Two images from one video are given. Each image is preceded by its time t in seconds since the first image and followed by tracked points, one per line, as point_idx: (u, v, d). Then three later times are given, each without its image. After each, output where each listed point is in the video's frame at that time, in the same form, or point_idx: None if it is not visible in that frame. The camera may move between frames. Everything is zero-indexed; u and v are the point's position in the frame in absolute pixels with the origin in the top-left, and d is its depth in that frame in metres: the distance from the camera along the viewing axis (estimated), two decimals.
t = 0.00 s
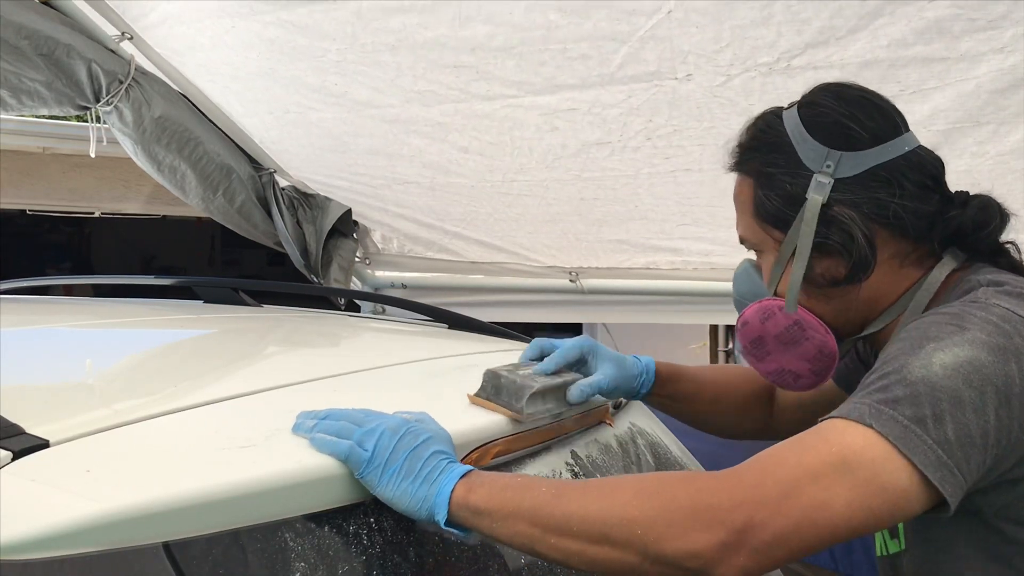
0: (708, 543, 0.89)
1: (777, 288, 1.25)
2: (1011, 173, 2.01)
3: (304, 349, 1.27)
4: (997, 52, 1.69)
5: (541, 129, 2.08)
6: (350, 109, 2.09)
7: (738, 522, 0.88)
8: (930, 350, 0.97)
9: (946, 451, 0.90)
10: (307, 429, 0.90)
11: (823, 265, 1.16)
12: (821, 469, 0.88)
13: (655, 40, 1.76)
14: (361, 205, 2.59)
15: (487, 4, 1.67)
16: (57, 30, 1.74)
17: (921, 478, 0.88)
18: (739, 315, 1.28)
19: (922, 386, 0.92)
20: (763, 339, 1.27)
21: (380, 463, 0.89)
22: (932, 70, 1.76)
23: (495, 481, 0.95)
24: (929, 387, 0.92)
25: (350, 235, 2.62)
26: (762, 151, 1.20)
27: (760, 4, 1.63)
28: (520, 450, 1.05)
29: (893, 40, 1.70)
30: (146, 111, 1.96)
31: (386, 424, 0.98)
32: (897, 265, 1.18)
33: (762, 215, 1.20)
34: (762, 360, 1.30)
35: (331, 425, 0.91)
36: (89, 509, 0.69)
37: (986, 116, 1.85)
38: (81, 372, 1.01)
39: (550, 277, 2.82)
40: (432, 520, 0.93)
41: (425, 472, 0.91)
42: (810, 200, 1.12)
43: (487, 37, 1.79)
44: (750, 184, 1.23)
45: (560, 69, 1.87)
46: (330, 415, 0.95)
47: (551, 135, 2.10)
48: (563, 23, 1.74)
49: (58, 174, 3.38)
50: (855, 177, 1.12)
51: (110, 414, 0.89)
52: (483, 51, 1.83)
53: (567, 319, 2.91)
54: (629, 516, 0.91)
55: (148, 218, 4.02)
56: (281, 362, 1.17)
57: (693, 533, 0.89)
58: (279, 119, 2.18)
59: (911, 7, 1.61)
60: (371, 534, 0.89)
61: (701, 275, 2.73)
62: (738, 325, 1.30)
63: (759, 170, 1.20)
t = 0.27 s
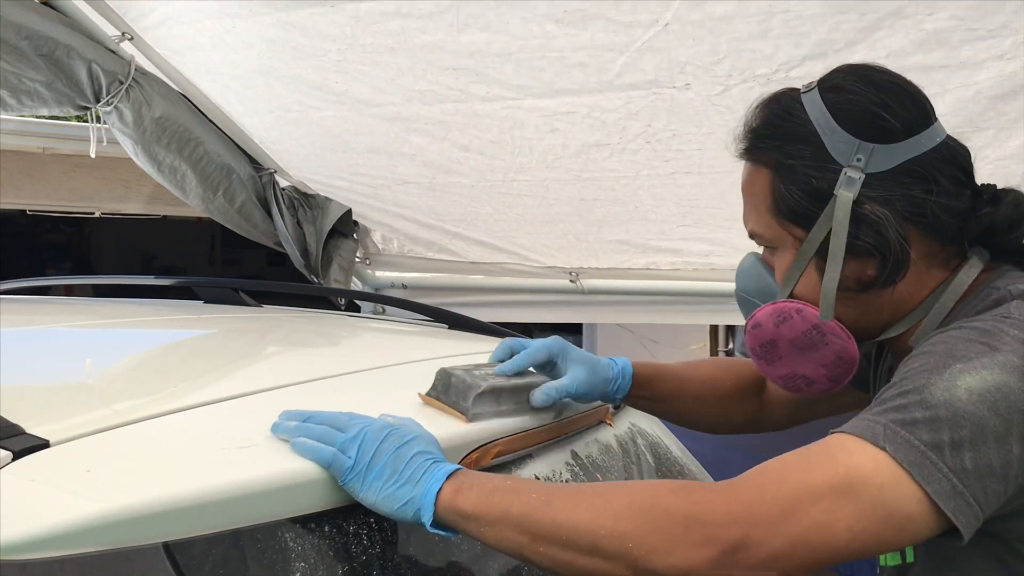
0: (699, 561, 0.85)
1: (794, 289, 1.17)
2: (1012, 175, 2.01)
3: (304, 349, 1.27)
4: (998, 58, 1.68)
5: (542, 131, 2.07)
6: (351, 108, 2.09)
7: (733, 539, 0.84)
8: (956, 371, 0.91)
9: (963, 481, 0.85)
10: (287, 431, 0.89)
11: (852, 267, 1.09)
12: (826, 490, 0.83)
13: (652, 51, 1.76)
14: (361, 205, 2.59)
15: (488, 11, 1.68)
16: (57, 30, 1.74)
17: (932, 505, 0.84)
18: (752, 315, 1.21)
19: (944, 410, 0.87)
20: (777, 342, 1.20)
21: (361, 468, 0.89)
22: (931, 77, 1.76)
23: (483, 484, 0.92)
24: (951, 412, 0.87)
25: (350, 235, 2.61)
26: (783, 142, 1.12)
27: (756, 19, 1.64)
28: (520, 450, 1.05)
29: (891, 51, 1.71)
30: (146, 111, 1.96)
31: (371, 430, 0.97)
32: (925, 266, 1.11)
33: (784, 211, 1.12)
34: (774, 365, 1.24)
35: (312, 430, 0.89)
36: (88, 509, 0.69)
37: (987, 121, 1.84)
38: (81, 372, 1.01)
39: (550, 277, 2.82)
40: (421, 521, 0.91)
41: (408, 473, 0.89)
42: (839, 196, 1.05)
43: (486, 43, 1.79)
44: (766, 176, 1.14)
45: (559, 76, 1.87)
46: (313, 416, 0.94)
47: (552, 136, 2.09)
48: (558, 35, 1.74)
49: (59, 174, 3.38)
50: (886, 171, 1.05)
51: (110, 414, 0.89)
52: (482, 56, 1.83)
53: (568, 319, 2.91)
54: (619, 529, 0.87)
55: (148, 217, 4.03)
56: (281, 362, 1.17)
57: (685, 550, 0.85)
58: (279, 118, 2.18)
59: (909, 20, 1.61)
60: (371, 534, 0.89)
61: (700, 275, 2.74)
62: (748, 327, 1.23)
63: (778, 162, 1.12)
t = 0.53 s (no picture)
0: (695, 568, 0.84)
1: (800, 293, 1.16)
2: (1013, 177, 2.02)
3: (304, 349, 1.27)
4: (997, 64, 1.67)
5: (541, 133, 2.07)
6: (351, 111, 2.09)
7: (729, 547, 0.84)
8: (968, 383, 0.89)
9: (969, 495, 0.85)
10: (283, 431, 0.89)
11: (863, 274, 1.07)
12: (826, 501, 0.82)
13: (652, 53, 1.76)
14: (361, 205, 2.59)
15: (488, 14, 1.68)
16: (57, 31, 1.74)
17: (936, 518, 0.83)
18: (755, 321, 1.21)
19: (953, 423, 0.86)
20: (781, 347, 1.20)
21: (356, 471, 0.89)
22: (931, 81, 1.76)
23: (478, 485, 0.91)
24: (960, 426, 0.86)
25: (350, 235, 2.62)
26: (789, 142, 1.10)
27: (756, 21, 1.64)
28: (518, 450, 1.05)
29: (891, 54, 1.72)
30: (147, 111, 1.96)
31: (366, 431, 0.96)
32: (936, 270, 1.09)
33: (791, 215, 1.10)
34: (777, 369, 1.25)
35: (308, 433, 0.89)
36: (88, 509, 0.69)
37: (986, 124, 1.85)
38: (81, 372, 1.01)
39: (551, 277, 2.82)
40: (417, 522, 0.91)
41: (403, 474, 0.89)
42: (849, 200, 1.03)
43: (485, 45, 1.79)
44: (770, 177, 1.13)
45: (558, 77, 1.87)
46: (309, 416, 0.94)
47: (551, 140, 2.09)
48: (558, 36, 1.74)
49: (59, 174, 3.38)
50: (897, 173, 1.03)
51: (111, 414, 0.89)
52: (482, 59, 1.83)
53: (568, 320, 2.91)
54: (615, 534, 0.87)
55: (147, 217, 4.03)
56: (281, 363, 1.17)
57: (681, 556, 0.85)
58: (280, 119, 2.18)
59: (908, 24, 1.61)
60: (371, 534, 0.90)
61: (700, 276, 2.74)
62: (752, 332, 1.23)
63: (784, 164, 1.10)
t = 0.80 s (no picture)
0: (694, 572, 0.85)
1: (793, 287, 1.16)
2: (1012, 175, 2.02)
3: (304, 349, 1.27)
4: (997, 56, 1.68)
5: (542, 128, 2.07)
6: (352, 109, 2.09)
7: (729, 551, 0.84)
8: (973, 390, 0.88)
9: (973, 502, 0.84)
10: (283, 431, 0.88)
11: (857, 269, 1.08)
12: (826, 508, 0.82)
13: (653, 46, 1.76)
14: (361, 206, 2.59)
15: (489, 8, 1.68)
16: (57, 31, 1.74)
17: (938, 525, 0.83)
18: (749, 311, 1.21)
19: (957, 430, 0.85)
20: (774, 339, 1.21)
21: (355, 472, 0.88)
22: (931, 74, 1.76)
23: (479, 485, 0.91)
24: (963, 432, 0.85)
25: (350, 235, 2.62)
26: (792, 132, 1.10)
27: (758, 13, 1.64)
28: (519, 450, 1.05)
29: (892, 45, 1.71)
30: (147, 111, 1.96)
31: (365, 430, 0.96)
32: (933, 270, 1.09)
33: (788, 206, 1.10)
34: (768, 365, 1.27)
35: (307, 429, 0.89)
36: (88, 509, 0.69)
37: (986, 119, 1.85)
38: (80, 373, 1.01)
39: (551, 277, 2.82)
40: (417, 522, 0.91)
41: (403, 474, 0.89)
42: (846, 194, 1.04)
43: (487, 39, 1.79)
44: (772, 167, 1.12)
45: (559, 71, 1.87)
46: (309, 416, 0.94)
47: (552, 135, 2.09)
48: (560, 29, 1.74)
49: (59, 175, 3.38)
50: (897, 168, 1.04)
51: (110, 414, 0.89)
52: (483, 52, 1.83)
53: (568, 320, 2.91)
54: (614, 538, 0.86)
55: (147, 218, 4.03)
56: (282, 362, 1.17)
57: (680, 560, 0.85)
58: (280, 118, 2.18)
59: (909, 14, 1.61)
60: (371, 534, 0.90)
61: (701, 275, 2.73)
62: (745, 323, 1.22)
63: (785, 154, 1.10)
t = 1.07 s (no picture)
0: (696, 552, 0.87)
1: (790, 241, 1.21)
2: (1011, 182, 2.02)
3: (304, 349, 1.27)
4: (997, 69, 1.68)
5: (540, 137, 2.07)
6: (351, 114, 2.09)
7: (729, 532, 0.86)
8: (958, 359, 0.90)
9: (962, 470, 0.85)
10: (280, 432, 0.88)
11: (835, 218, 1.11)
12: (824, 480, 0.85)
13: (651, 59, 1.77)
14: (359, 205, 2.59)
15: (486, 18, 1.69)
16: (58, 31, 1.74)
17: (927, 490, 0.85)
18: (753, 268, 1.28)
19: (944, 399, 0.87)
20: (771, 294, 1.25)
21: (355, 470, 0.88)
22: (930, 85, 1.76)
23: (479, 480, 0.91)
24: (950, 401, 0.86)
25: (350, 235, 2.62)
26: (804, 97, 1.15)
27: (756, 27, 1.64)
28: (519, 449, 1.04)
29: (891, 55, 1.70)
30: (147, 112, 1.96)
31: (364, 428, 0.96)
32: (921, 238, 1.09)
33: (786, 159, 1.16)
34: (765, 320, 1.30)
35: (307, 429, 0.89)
36: (89, 509, 0.69)
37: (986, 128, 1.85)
38: (81, 372, 1.01)
39: (551, 278, 2.82)
40: (418, 517, 0.91)
41: (402, 470, 0.89)
42: (833, 148, 1.07)
43: (483, 50, 1.79)
44: (785, 129, 1.18)
45: (557, 82, 1.88)
46: (306, 417, 0.94)
47: (550, 144, 2.09)
48: (558, 41, 1.75)
49: (58, 174, 3.38)
50: (889, 131, 1.05)
51: (111, 414, 0.90)
52: (480, 62, 1.84)
53: (567, 321, 2.91)
54: (615, 520, 0.88)
55: (146, 218, 4.03)
56: (282, 362, 1.17)
57: (683, 544, 0.87)
58: (279, 120, 2.18)
59: (908, 30, 1.63)
60: (371, 534, 0.90)
61: (700, 276, 2.74)
62: (750, 278, 1.30)
63: (796, 115, 1.15)
